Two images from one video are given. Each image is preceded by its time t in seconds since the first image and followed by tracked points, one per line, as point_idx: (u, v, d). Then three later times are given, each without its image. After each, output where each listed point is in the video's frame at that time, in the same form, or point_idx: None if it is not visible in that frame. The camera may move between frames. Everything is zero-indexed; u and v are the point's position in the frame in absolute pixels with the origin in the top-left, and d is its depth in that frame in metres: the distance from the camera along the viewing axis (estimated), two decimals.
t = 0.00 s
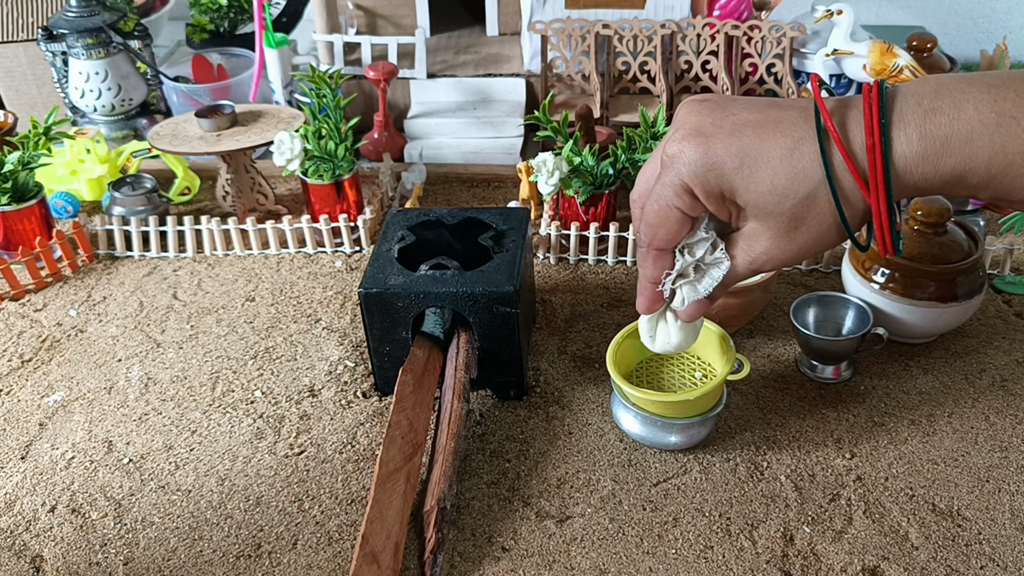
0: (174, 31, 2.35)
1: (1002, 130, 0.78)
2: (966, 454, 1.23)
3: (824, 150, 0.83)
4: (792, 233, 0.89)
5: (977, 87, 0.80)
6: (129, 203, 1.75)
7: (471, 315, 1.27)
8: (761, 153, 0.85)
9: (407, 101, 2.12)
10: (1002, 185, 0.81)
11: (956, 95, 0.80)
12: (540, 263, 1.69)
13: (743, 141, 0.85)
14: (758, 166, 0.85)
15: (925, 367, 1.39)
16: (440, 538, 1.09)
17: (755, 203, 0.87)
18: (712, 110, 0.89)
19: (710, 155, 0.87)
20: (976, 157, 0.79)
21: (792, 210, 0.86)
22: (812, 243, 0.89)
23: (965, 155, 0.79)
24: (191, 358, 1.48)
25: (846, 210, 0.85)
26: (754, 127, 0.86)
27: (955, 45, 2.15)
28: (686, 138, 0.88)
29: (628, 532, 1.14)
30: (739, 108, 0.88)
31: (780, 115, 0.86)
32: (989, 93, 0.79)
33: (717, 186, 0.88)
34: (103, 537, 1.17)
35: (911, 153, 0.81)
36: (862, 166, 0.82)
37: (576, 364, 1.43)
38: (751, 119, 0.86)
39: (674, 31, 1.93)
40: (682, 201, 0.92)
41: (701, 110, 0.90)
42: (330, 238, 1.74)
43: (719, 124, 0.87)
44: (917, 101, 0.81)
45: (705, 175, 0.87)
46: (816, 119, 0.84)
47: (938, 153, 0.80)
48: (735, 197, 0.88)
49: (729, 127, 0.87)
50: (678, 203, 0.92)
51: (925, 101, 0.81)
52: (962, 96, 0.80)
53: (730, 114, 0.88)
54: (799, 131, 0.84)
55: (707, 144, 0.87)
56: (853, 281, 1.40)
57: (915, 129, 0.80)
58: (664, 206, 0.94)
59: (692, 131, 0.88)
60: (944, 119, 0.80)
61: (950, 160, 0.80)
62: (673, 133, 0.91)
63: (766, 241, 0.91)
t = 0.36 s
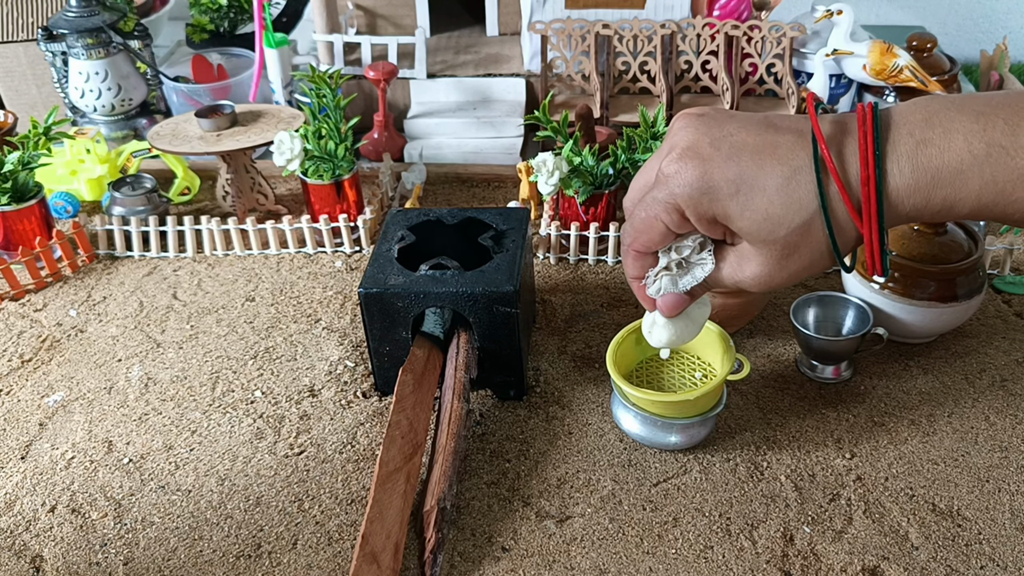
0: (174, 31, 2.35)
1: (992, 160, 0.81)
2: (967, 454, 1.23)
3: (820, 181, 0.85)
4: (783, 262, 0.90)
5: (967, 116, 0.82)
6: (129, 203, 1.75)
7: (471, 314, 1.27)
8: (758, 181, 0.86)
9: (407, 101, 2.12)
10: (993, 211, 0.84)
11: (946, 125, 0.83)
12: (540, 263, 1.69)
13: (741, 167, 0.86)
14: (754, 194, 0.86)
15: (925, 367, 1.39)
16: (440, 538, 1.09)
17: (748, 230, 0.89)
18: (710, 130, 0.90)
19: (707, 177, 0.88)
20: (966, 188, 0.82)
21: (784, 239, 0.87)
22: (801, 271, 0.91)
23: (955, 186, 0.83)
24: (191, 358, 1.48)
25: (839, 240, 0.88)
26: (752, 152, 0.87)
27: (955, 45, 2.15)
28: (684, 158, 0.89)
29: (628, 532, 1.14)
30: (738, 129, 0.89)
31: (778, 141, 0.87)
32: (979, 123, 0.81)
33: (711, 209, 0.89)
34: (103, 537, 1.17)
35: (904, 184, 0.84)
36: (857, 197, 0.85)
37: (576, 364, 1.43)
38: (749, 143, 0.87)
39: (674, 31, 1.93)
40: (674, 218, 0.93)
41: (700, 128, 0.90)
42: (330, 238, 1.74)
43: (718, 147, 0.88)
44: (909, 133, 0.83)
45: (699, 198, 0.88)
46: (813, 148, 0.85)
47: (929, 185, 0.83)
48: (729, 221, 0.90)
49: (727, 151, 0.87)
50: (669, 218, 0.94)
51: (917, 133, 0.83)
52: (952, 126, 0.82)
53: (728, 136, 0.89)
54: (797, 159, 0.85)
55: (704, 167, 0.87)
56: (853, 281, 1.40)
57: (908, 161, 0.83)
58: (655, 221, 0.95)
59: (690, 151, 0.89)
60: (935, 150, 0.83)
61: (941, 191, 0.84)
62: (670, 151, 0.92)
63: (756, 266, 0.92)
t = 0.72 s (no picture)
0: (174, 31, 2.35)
1: (1015, 117, 0.80)
2: (967, 454, 1.23)
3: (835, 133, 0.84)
4: (805, 225, 0.88)
5: (988, 76, 0.82)
6: (129, 203, 1.75)
7: (471, 314, 1.27)
8: (772, 140, 0.86)
9: (407, 101, 2.12)
10: (1015, 172, 0.83)
11: (967, 84, 0.82)
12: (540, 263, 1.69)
13: (755, 130, 0.87)
14: (770, 152, 0.86)
15: (925, 366, 1.39)
16: (440, 538, 1.09)
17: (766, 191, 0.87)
18: (723, 105, 0.91)
19: (722, 144, 0.88)
20: (988, 143, 0.81)
21: (804, 197, 0.86)
22: (824, 237, 0.88)
23: (977, 140, 0.81)
24: (191, 358, 1.48)
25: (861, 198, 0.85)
26: (765, 118, 0.87)
27: (955, 45, 2.15)
28: (698, 130, 0.90)
29: (628, 532, 1.14)
30: (750, 102, 0.90)
31: (791, 107, 0.88)
32: (1001, 81, 0.81)
33: (729, 175, 0.89)
34: (103, 537, 1.17)
35: (923, 136, 0.82)
36: (874, 150, 0.83)
37: (576, 364, 1.43)
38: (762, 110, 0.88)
39: (674, 31, 1.93)
40: (693, 192, 0.92)
41: (712, 105, 0.92)
42: (330, 238, 1.74)
43: (731, 117, 0.89)
44: (928, 89, 0.83)
45: (716, 164, 0.88)
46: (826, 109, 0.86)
47: (951, 138, 0.82)
48: (745, 187, 0.89)
49: (741, 119, 0.88)
50: (690, 195, 0.92)
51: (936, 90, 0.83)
52: (972, 84, 0.82)
53: (741, 107, 0.90)
54: (809, 120, 0.86)
55: (719, 134, 0.88)
56: (852, 281, 1.40)
57: (927, 114, 0.82)
58: (673, 199, 0.94)
59: (704, 124, 0.90)
60: (956, 106, 0.82)
61: (964, 145, 0.82)
62: (684, 128, 0.93)
63: (778, 234, 0.90)
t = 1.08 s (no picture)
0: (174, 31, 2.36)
1: (1014, 128, 0.81)
2: (967, 454, 1.23)
3: (838, 150, 0.85)
4: (806, 235, 0.91)
5: (988, 87, 0.83)
6: (129, 203, 1.75)
7: (471, 314, 1.27)
8: (775, 154, 0.87)
9: (407, 101, 2.12)
10: (1015, 182, 0.84)
11: (967, 95, 0.83)
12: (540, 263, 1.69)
13: (758, 143, 0.88)
14: (773, 167, 0.87)
15: (925, 366, 1.39)
16: (440, 538, 1.09)
17: (769, 204, 0.90)
18: (724, 112, 0.92)
19: (725, 156, 0.89)
20: (988, 156, 0.83)
21: (806, 210, 0.88)
22: (823, 245, 0.92)
23: (977, 154, 0.83)
24: (191, 358, 1.48)
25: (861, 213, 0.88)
26: (767, 129, 0.88)
27: (955, 45, 2.15)
28: (700, 141, 0.91)
29: (628, 532, 1.14)
30: (753, 110, 0.91)
31: (794, 117, 0.89)
32: (1000, 92, 0.82)
33: (732, 188, 0.90)
34: (103, 537, 1.17)
35: (924, 153, 0.84)
36: (875, 166, 0.85)
37: (576, 364, 1.43)
38: (764, 121, 0.89)
39: (674, 31, 1.93)
40: (696, 203, 0.94)
41: (714, 113, 0.92)
42: (330, 238, 1.74)
43: (733, 127, 0.90)
44: (929, 102, 0.84)
45: (720, 177, 0.90)
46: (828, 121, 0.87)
47: (951, 153, 0.84)
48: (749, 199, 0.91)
49: (743, 130, 0.89)
50: (694, 205, 0.94)
51: (937, 102, 0.84)
52: (972, 96, 0.83)
53: (742, 116, 0.91)
54: (812, 133, 0.87)
55: (721, 147, 0.89)
56: (853, 281, 1.40)
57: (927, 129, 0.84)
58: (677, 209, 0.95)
59: (707, 133, 0.91)
60: (956, 119, 0.83)
61: (963, 159, 0.84)
62: (686, 137, 0.93)
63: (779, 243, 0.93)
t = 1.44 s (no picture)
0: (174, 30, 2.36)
1: (1000, 168, 0.82)
2: (967, 454, 1.23)
3: (829, 190, 0.86)
4: (793, 267, 0.92)
5: (973, 123, 0.83)
6: (129, 203, 1.75)
7: (471, 314, 1.27)
8: (768, 189, 0.87)
9: (408, 101, 2.12)
10: (1003, 218, 0.85)
11: (953, 133, 0.84)
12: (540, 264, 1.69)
13: (751, 176, 0.87)
14: (764, 202, 0.87)
15: (925, 367, 1.39)
16: (440, 538, 1.09)
17: (758, 237, 0.90)
18: (717, 139, 0.91)
19: (717, 188, 0.89)
20: (974, 195, 0.83)
21: (795, 246, 0.89)
22: (807, 276, 0.93)
23: (963, 193, 0.84)
24: (191, 358, 1.48)
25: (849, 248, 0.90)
26: (760, 162, 0.88)
27: (955, 45, 2.15)
28: (693, 169, 0.89)
29: (628, 532, 1.14)
30: (746, 138, 0.90)
31: (787, 149, 0.88)
32: (986, 130, 0.82)
33: (723, 219, 0.90)
34: (103, 537, 1.17)
35: (911, 193, 0.85)
36: (864, 206, 0.86)
37: (576, 364, 1.43)
38: (757, 152, 0.88)
39: (674, 31, 1.93)
40: (686, 230, 0.93)
41: (707, 138, 0.91)
42: (330, 238, 1.74)
43: (726, 156, 0.89)
44: (916, 141, 0.85)
45: (712, 208, 0.89)
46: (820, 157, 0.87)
47: (938, 193, 0.85)
48: (740, 230, 0.91)
49: (736, 160, 0.88)
50: (682, 231, 0.94)
51: (924, 141, 0.84)
52: (958, 134, 0.84)
53: (736, 144, 0.89)
54: (805, 168, 0.87)
55: (714, 179, 0.88)
56: (853, 282, 1.40)
57: (915, 169, 0.85)
58: (667, 234, 0.95)
59: (699, 161, 0.90)
60: (943, 159, 0.84)
61: (949, 199, 0.85)
62: (679, 162, 0.92)
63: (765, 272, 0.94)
